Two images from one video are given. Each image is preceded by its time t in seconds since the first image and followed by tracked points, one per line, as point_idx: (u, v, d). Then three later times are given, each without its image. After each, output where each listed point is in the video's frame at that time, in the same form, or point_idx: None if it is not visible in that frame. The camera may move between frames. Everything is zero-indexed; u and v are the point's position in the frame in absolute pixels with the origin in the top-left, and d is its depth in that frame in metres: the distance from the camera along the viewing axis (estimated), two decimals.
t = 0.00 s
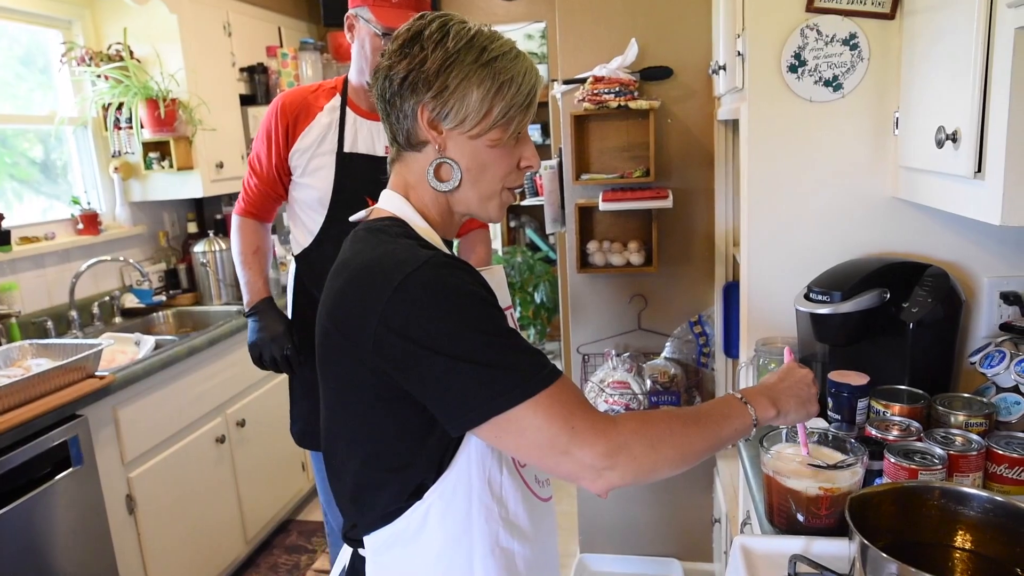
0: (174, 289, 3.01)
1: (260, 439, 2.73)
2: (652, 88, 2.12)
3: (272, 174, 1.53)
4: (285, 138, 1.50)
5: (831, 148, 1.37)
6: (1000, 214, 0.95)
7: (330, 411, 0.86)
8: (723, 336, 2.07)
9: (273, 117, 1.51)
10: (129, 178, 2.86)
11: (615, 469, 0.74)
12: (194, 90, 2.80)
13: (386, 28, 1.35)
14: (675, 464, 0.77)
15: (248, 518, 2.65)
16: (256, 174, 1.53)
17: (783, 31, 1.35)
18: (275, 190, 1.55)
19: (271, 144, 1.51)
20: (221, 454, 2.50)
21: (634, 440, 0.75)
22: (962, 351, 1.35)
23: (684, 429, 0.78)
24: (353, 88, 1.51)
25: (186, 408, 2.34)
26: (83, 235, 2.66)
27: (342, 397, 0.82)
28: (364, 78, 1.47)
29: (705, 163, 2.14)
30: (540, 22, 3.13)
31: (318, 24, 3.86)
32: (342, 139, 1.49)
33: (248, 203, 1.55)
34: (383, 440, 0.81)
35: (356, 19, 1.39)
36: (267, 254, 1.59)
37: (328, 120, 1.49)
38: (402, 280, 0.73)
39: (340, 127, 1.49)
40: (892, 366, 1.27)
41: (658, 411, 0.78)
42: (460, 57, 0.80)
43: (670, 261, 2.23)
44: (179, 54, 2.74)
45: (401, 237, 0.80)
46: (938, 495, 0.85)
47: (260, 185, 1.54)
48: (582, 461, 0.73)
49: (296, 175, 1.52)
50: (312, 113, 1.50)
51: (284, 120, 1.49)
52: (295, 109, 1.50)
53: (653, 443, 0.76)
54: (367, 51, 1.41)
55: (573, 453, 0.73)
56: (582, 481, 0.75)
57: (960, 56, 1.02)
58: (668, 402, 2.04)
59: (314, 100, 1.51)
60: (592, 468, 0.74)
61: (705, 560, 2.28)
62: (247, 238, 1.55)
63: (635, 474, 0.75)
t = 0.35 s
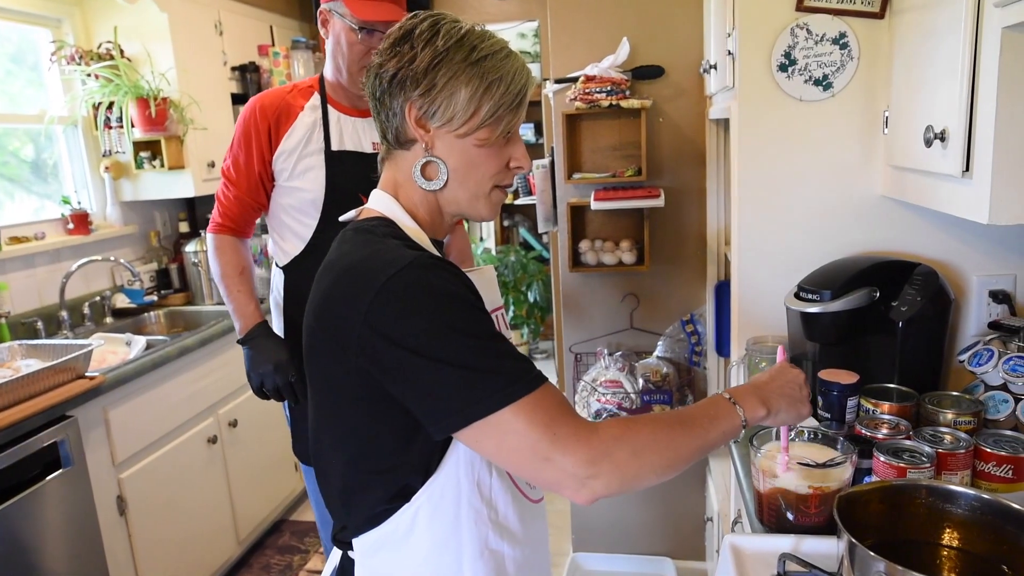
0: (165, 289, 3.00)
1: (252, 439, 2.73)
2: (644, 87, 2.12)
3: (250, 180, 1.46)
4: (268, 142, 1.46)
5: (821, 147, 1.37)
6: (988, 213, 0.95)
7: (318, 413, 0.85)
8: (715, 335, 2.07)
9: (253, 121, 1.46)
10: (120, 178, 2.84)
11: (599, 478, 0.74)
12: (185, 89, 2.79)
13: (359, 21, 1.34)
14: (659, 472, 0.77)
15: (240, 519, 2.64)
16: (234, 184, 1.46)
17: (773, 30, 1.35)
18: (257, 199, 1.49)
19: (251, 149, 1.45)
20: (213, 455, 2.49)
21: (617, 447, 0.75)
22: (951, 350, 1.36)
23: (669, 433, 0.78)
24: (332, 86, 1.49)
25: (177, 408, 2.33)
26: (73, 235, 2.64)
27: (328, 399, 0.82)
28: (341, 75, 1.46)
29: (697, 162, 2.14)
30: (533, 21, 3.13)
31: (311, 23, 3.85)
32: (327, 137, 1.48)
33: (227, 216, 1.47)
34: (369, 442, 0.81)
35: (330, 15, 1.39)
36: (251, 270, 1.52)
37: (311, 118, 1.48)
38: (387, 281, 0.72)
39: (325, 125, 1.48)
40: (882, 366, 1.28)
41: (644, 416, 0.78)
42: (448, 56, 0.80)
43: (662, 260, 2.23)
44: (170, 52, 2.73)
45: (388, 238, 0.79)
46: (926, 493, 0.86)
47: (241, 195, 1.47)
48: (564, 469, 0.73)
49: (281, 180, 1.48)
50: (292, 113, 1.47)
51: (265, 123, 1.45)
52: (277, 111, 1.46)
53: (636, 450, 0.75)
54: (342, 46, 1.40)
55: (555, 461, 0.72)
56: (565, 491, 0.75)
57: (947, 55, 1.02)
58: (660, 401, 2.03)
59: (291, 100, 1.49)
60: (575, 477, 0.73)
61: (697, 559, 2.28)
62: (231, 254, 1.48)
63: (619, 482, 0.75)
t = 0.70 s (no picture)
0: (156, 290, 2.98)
1: (243, 441, 2.71)
2: (637, 89, 2.12)
3: (220, 187, 1.44)
4: (240, 148, 1.44)
5: (812, 150, 1.38)
6: (977, 216, 0.95)
7: (306, 417, 0.85)
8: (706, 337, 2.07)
9: (222, 126, 1.44)
10: (110, 178, 2.82)
11: (591, 475, 0.74)
12: (176, 89, 2.78)
13: (336, 19, 1.32)
14: (652, 470, 0.77)
15: (231, 521, 2.62)
16: (204, 191, 1.44)
17: (765, 34, 1.36)
18: (229, 207, 1.47)
19: (222, 156, 1.43)
20: (204, 457, 2.48)
21: (611, 446, 0.74)
22: (942, 352, 1.36)
23: (662, 432, 0.78)
24: (306, 86, 1.49)
25: (167, 410, 2.32)
26: (63, 236, 2.61)
27: (316, 403, 0.81)
28: (315, 75, 1.45)
29: (689, 164, 2.14)
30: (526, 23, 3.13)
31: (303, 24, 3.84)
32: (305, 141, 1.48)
33: (199, 226, 1.45)
34: (358, 446, 0.80)
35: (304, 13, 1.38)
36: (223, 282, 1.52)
37: (286, 122, 1.47)
38: (374, 285, 0.72)
39: (299, 129, 1.48)
40: (874, 369, 1.28)
41: (636, 415, 0.78)
42: (434, 58, 0.79)
43: (654, 263, 2.23)
44: (161, 52, 2.71)
45: (377, 241, 0.79)
46: (915, 496, 0.86)
47: (212, 203, 1.45)
48: (557, 467, 0.73)
49: (255, 187, 1.47)
50: (265, 117, 1.46)
51: (235, 128, 1.43)
52: (249, 116, 1.45)
53: (630, 449, 0.75)
54: (317, 45, 1.38)
55: (549, 459, 0.72)
56: (557, 487, 0.75)
57: (938, 59, 1.02)
58: (652, 403, 2.04)
59: (264, 103, 1.48)
60: (566, 474, 0.73)
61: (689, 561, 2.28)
62: (205, 266, 1.47)
63: (611, 481, 0.75)
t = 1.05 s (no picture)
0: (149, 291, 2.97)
1: (235, 443, 2.70)
2: (631, 91, 2.12)
3: (215, 192, 1.45)
4: (232, 151, 1.44)
5: (805, 153, 1.38)
6: (969, 220, 0.96)
7: (296, 420, 0.84)
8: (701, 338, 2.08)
9: (215, 130, 1.44)
10: (103, 178, 2.80)
11: (579, 482, 0.74)
12: (169, 89, 2.76)
13: (331, 19, 1.31)
14: (643, 476, 0.77)
15: (223, 524, 2.61)
16: (199, 195, 1.45)
17: (759, 36, 1.36)
18: (223, 210, 1.48)
19: (214, 159, 1.44)
20: (196, 459, 2.47)
21: (598, 453, 0.74)
22: (934, 355, 1.37)
23: (651, 439, 0.77)
24: (301, 90, 1.48)
25: (159, 412, 2.30)
26: (54, 236, 2.60)
27: (305, 407, 0.81)
28: (309, 77, 1.44)
29: (683, 166, 2.14)
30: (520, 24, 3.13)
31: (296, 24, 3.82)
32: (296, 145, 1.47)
33: (193, 229, 1.47)
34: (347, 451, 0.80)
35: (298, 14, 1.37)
36: (216, 287, 1.53)
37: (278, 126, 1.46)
38: (362, 289, 0.71)
39: (292, 132, 1.47)
40: (867, 372, 1.28)
41: (625, 424, 0.78)
42: (423, 58, 0.79)
43: (648, 265, 2.23)
44: (154, 52, 2.70)
45: (366, 245, 0.79)
46: (908, 500, 0.86)
47: (208, 207, 1.46)
48: (546, 474, 0.72)
49: (247, 190, 1.47)
50: (257, 119, 1.46)
51: (227, 131, 1.44)
52: (240, 118, 1.44)
53: (618, 456, 0.75)
54: (311, 46, 1.38)
55: (537, 466, 0.72)
56: (547, 496, 0.74)
57: (931, 62, 1.02)
58: (646, 405, 2.02)
59: (257, 105, 1.47)
60: (556, 480, 0.73)
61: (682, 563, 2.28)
62: (197, 270, 1.48)
63: (600, 486, 0.74)
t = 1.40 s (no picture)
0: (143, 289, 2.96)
1: (230, 441, 2.69)
2: (628, 91, 2.12)
3: (248, 184, 1.48)
4: (261, 144, 1.45)
5: (801, 153, 1.38)
6: (966, 221, 0.96)
7: (289, 420, 0.84)
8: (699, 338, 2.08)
9: (249, 125, 1.46)
10: (97, 176, 2.79)
11: (569, 483, 0.73)
12: (164, 86, 2.75)
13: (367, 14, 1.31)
14: (632, 476, 0.77)
15: (218, 523, 2.60)
16: (235, 189, 1.49)
17: (756, 36, 1.36)
18: (257, 201, 1.50)
19: (248, 152, 1.46)
20: (191, 458, 2.46)
21: (590, 455, 0.74)
22: (929, 355, 1.37)
23: (639, 439, 0.77)
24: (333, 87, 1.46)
25: (154, 411, 2.30)
26: (48, 234, 2.58)
27: (298, 408, 0.81)
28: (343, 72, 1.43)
29: (679, 166, 2.15)
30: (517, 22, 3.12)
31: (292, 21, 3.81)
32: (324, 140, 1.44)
33: (230, 219, 1.50)
34: (340, 451, 0.80)
35: (333, 8, 1.37)
36: (248, 276, 1.55)
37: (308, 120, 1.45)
38: (353, 291, 0.71)
39: (321, 125, 1.45)
40: (862, 373, 1.28)
41: (613, 423, 0.77)
42: (413, 58, 0.78)
43: (644, 264, 2.23)
44: (148, 49, 2.69)
45: (359, 246, 0.78)
46: (904, 501, 0.86)
47: (242, 200, 1.49)
48: (537, 475, 0.72)
49: (276, 183, 1.47)
50: (289, 113, 1.46)
51: (261, 125, 1.45)
52: (271, 112, 1.45)
53: (609, 457, 0.75)
54: (345, 41, 1.37)
55: (528, 467, 0.72)
56: (536, 496, 0.74)
57: (927, 63, 1.02)
58: (641, 405, 2.02)
59: (291, 99, 1.48)
60: (547, 481, 0.73)
61: (677, 562, 2.29)
62: (231, 258, 1.52)
63: (590, 487, 0.74)
